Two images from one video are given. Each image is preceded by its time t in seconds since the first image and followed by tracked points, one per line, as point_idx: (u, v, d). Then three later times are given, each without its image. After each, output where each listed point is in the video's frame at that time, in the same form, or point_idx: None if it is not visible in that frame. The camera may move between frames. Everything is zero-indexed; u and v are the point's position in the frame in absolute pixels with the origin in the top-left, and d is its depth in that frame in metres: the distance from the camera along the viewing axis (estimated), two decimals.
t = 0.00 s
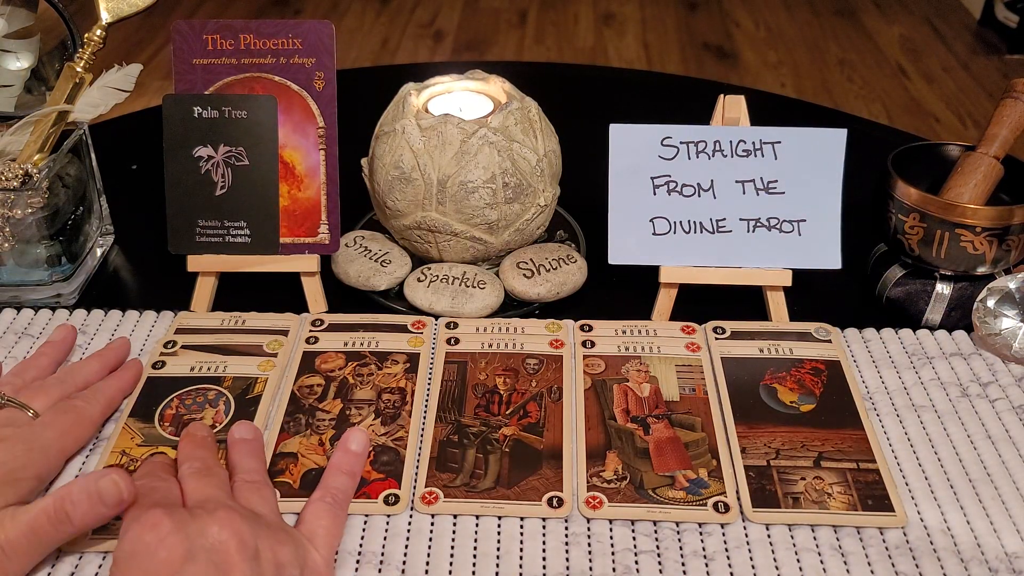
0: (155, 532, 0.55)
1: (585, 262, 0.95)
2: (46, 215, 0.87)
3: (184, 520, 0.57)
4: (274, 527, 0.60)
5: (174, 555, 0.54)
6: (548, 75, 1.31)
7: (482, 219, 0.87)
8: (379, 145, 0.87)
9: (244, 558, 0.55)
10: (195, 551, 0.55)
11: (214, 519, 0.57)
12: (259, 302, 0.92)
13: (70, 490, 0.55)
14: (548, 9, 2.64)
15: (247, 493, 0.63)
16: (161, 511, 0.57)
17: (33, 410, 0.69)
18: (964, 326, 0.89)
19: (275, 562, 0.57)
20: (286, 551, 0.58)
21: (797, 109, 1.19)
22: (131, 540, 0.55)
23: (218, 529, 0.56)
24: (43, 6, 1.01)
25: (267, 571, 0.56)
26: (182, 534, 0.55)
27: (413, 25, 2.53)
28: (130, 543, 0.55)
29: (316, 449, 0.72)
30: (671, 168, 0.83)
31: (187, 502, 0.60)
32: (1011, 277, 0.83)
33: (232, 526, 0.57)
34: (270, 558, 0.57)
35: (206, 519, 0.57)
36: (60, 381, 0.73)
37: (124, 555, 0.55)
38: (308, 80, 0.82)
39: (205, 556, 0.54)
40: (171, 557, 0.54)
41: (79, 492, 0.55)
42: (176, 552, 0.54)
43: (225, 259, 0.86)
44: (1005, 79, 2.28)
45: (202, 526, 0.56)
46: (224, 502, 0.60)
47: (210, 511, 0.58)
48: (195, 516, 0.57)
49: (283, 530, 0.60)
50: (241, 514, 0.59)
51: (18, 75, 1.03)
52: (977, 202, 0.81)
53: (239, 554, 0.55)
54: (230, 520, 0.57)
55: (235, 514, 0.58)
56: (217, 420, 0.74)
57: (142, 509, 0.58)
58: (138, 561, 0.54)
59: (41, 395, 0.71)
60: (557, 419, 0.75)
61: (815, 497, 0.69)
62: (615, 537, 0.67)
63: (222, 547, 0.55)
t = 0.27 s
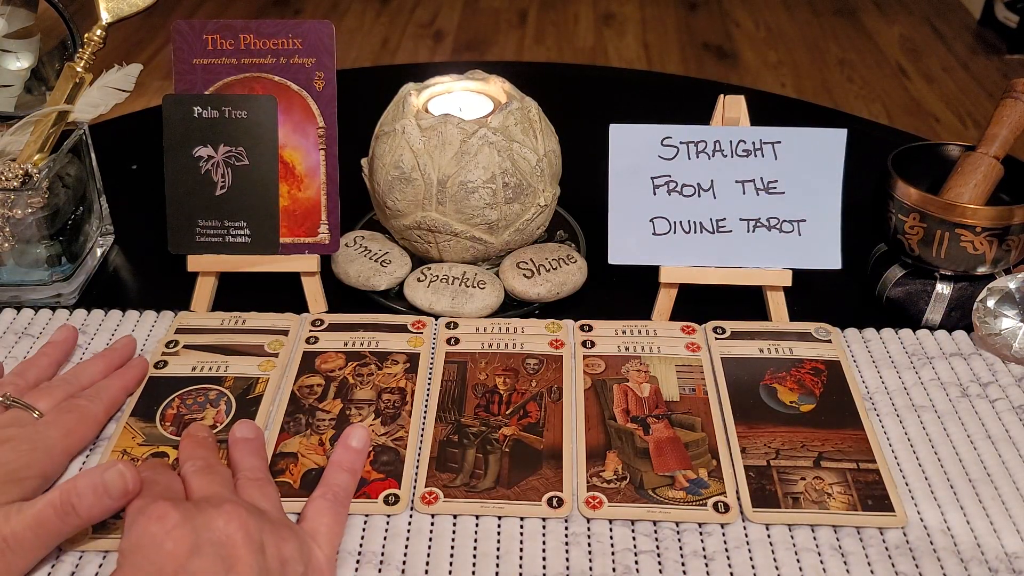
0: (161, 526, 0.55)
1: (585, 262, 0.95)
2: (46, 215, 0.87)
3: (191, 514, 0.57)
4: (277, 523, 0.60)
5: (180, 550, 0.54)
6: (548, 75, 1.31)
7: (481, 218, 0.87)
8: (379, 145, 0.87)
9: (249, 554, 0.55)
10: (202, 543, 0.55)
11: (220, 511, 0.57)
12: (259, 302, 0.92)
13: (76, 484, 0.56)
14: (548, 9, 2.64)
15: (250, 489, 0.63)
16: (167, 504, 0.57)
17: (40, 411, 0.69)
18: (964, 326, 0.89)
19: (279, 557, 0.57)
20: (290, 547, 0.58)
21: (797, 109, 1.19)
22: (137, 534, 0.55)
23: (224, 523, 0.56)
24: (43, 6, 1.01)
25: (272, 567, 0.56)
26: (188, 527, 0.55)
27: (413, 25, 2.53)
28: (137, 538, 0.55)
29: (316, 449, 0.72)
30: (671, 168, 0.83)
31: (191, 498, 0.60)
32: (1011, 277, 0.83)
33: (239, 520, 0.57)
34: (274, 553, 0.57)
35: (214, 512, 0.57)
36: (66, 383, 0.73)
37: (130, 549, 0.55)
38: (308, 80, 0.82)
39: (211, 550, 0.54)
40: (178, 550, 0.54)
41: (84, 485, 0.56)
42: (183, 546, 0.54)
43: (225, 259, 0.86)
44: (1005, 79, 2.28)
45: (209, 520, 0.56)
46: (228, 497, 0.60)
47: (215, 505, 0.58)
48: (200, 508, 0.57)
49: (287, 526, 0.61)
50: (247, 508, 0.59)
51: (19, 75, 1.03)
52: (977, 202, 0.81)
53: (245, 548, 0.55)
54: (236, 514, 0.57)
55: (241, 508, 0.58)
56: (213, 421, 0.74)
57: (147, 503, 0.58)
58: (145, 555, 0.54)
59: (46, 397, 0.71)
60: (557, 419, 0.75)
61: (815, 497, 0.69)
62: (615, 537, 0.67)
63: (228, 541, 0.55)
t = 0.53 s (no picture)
0: (163, 524, 0.55)
1: (585, 262, 0.95)
2: (46, 215, 0.87)
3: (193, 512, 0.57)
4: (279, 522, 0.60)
5: (181, 548, 0.54)
6: (548, 75, 1.31)
7: (481, 218, 0.87)
8: (379, 145, 0.87)
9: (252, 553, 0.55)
10: (203, 542, 0.55)
11: (222, 510, 0.57)
12: (259, 302, 0.92)
13: (76, 485, 0.56)
14: (547, 9, 2.64)
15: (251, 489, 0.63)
16: (170, 502, 0.57)
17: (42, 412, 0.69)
18: (963, 326, 0.89)
19: (281, 556, 0.57)
20: (291, 546, 0.58)
21: (797, 109, 1.19)
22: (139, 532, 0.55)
23: (225, 522, 0.56)
24: (43, 6, 1.01)
25: (274, 567, 0.56)
26: (190, 525, 0.55)
27: (413, 25, 2.53)
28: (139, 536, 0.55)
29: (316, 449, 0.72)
30: (671, 168, 0.83)
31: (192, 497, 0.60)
32: (1011, 277, 0.83)
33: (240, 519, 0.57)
34: (276, 552, 0.57)
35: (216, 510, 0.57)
36: (67, 384, 0.73)
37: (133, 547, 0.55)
38: (308, 80, 0.82)
39: (213, 548, 0.54)
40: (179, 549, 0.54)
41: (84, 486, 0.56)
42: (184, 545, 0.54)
43: (225, 259, 0.86)
44: (1005, 79, 2.28)
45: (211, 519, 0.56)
46: (230, 496, 0.60)
47: (217, 504, 0.58)
48: (203, 507, 0.57)
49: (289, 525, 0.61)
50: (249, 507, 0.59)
51: (18, 75, 1.03)
52: (977, 202, 0.81)
53: (247, 547, 0.55)
54: (238, 513, 0.57)
55: (244, 507, 0.58)
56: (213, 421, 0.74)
57: (149, 502, 0.58)
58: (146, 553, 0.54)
59: (48, 398, 0.71)
60: (557, 419, 0.75)
61: (815, 497, 0.69)
62: (615, 537, 0.67)
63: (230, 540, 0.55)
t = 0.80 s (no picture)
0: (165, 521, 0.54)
1: (585, 262, 0.95)
2: (46, 215, 0.87)
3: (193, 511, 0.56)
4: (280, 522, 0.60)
5: (183, 547, 0.54)
6: (548, 76, 1.31)
7: (481, 218, 0.87)
8: (379, 145, 0.87)
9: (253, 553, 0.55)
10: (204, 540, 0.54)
11: (223, 509, 0.57)
12: (259, 302, 0.92)
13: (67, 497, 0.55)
14: (547, 9, 2.64)
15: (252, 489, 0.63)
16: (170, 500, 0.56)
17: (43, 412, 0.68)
18: (963, 326, 0.89)
19: (281, 556, 0.57)
20: (291, 546, 0.59)
21: (797, 109, 1.19)
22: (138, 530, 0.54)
23: (227, 522, 0.56)
24: (43, 6, 1.01)
25: (275, 567, 0.56)
26: (192, 524, 0.55)
27: (413, 25, 2.53)
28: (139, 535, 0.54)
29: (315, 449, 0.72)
30: (671, 168, 0.83)
31: (192, 497, 0.60)
32: (1012, 276, 0.83)
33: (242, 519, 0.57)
34: (277, 552, 0.57)
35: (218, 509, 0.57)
36: (70, 381, 0.72)
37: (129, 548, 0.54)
38: (308, 80, 0.82)
39: (214, 547, 0.54)
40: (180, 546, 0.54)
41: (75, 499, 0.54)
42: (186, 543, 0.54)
43: (225, 259, 0.86)
44: (1005, 79, 2.28)
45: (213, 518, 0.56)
46: (230, 497, 0.60)
47: (217, 504, 0.58)
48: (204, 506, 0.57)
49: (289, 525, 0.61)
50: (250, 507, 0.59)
51: (19, 75, 1.03)
52: (977, 202, 0.81)
53: (248, 547, 0.55)
54: (240, 513, 0.57)
55: (245, 507, 0.58)
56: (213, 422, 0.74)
57: (145, 505, 0.57)
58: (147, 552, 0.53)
59: (50, 396, 0.70)
60: (557, 419, 0.75)
61: (815, 497, 0.69)
62: (615, 537, 0.67)
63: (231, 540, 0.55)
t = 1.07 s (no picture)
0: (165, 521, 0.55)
1: (585, 262, 0.95)
2: (46, 215, 0.87)
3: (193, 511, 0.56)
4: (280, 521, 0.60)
5: (182, 547, 0.54)
6: (548, 76, 1.31)
7: (481, 218, 0.87)
8: (379, 145, 0.88)
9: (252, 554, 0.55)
10: (204, 540, 0.55)
11: (223, 509, 0.57)
12: (259, 302, 0.92)
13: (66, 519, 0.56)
14: (547, 9, 2.64)
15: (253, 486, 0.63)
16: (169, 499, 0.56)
17: (63, 426, 0.68)
18: (963, 326, 0.89)
19: (281, 556, 0.57)
20: (291, 546, 0.58)
21: (797, 109, 1.19)
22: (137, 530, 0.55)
23: (228, 522, 0.56)
24: (43, 6, 1.01)
25: (274, 567, 0.56)
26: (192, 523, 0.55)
27: (413, 25, 2.53)
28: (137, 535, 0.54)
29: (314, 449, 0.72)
30: (671, 168, 0.83)
31: (192, 496, 0.60)
32: (1012, 276, 0.83)
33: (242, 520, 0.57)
34: (277, 553, 0.57)
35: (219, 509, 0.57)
36: (95, 399, 0.71)
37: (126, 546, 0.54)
38: (308, 80, 0.82)
39: (214, 548, 0.54)
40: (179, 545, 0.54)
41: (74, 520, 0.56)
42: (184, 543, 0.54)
43: (225, 259, 0.86)
44: (1005, 79, 2.28)
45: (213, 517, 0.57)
46: (229, 496, 0.60)
47: (217, 503, 0.58)
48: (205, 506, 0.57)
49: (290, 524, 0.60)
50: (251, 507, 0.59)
51: (19, 75, 1.03)
52: (976, 202, 0.81)
53: (248, 547, 0.55)
54: (241, 513, 0.57)
55: (246, 507, 0.58)
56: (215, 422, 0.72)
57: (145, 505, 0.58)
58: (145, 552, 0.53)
59: (72, 412, 0.69)
60: (557, 419, 0.75)
61: (815, 497, 0.69)
62: (615, 537, 0.67)
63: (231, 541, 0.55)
